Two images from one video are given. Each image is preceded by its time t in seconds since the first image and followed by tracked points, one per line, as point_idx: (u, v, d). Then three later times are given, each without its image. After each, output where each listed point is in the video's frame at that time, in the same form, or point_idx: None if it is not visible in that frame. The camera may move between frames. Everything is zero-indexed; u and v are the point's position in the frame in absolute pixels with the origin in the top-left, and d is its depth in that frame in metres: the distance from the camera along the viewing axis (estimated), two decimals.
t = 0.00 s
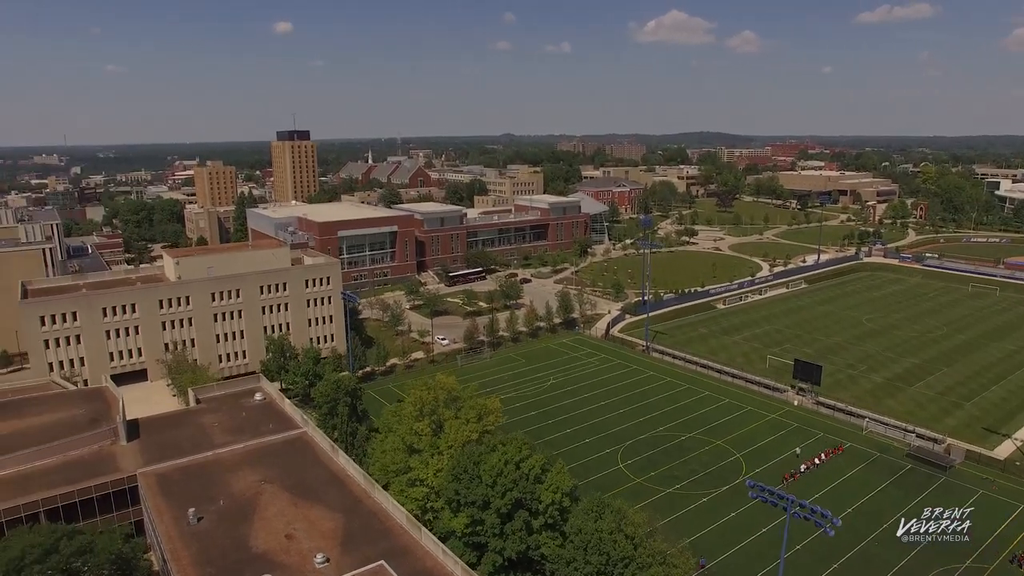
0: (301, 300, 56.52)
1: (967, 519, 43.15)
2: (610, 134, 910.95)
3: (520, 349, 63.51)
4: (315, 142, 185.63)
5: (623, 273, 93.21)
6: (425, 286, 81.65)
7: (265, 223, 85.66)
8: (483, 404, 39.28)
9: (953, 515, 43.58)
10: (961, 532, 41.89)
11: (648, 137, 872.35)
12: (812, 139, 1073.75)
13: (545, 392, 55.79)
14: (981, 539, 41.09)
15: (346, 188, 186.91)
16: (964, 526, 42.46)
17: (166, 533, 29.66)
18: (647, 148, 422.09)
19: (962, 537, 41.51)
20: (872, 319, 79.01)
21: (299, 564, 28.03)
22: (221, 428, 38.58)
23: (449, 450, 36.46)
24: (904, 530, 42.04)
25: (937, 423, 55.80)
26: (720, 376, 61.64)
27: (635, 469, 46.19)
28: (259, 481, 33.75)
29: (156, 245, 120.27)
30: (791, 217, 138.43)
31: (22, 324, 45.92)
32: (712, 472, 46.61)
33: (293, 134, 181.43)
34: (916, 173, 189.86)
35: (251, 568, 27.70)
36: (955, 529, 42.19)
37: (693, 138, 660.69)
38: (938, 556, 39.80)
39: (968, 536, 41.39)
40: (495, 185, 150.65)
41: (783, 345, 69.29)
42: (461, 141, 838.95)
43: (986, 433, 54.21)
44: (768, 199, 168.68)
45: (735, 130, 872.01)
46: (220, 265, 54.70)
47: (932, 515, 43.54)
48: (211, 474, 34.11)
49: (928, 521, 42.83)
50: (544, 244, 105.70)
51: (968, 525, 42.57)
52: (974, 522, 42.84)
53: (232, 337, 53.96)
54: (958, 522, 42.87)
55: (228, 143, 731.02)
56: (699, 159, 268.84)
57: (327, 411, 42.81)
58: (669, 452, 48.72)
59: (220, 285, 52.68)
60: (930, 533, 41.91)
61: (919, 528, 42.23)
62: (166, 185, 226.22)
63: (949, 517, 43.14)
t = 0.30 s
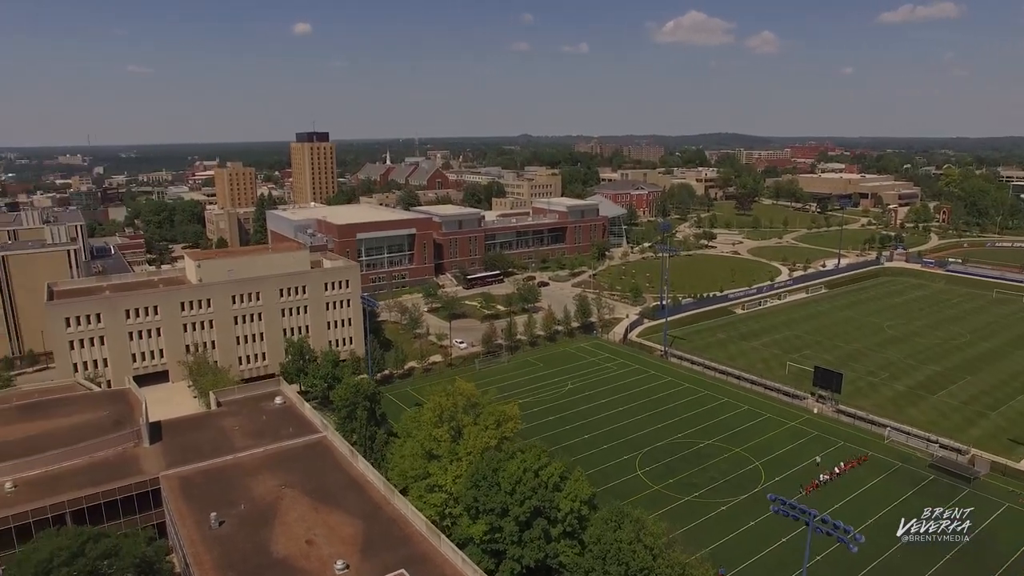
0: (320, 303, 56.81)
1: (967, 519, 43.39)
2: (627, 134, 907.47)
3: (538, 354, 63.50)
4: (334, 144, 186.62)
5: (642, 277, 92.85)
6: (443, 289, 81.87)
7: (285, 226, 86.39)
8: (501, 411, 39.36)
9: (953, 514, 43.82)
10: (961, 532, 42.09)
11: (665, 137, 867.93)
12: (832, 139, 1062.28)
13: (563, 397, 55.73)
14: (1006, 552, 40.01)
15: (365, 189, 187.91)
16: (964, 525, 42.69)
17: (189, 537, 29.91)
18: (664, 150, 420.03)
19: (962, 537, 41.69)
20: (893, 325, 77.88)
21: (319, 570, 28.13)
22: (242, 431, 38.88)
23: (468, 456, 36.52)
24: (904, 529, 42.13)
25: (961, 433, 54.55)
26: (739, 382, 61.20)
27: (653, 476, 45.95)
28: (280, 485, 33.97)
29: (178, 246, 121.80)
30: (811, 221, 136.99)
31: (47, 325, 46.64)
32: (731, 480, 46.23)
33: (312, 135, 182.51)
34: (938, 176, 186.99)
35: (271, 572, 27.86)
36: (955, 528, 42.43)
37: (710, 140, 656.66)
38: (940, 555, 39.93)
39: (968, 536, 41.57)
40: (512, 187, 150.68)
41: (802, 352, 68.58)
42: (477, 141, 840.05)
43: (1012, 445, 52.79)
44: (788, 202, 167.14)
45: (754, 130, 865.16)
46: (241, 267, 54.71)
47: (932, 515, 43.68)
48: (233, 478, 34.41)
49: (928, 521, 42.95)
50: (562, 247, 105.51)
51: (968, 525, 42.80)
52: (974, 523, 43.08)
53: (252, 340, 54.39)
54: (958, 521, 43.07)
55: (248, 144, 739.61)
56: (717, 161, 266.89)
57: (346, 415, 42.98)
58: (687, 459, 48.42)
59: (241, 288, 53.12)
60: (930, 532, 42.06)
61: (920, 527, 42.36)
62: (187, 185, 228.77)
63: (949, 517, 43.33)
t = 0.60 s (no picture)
0: (339, 306, 57.07)
1: (967, 519, 43.13)
2: (644, 136, 903.66)
3: (556, 358, 63.46)
4: (352, 145, 187.57)
5: (660, 281, 92.37)
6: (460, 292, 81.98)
7: (305, 228, 87.09)
8: (520, 417, 39.41)
9: (952, 514, 43.55)
10: (961, 532, 41.82)
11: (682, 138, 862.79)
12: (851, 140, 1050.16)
13: (580, 402, 55.60)
14: None
15: (382, 192, 188.75)
16: (963, 525, 42.46)
17: (210, 541, 30.15)
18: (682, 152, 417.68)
19: (962, 537, 41.44)
20: (915, 332, 76.57)
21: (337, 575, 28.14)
22: (262, 435, 39.15)
23: (487, 463, 36.48)
24: (904, 529, 41.69)
25: (985, 443, 53.07)
26: (758, 389, 60.71)
27: (671, 484, 45.65)
28: (300, 490, 34.17)
29: (198, 247, 122.99)
30: (831, 224, 135.44)
31: (72, 327, 47.32)
32: (749, 488, 45.78)
33: (331, 137, 183.57)
34: (961, 179, 184.04)
35: None
36: (954, 528, 42.16)
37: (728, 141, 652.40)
38: (940, 555, 39.65)
39: (968, 537, 41.30)
40: (530, 189, 150.56)
41: (822, 359, 67.80)
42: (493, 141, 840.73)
43: None
44: (807, 205, 165.43)
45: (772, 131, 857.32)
46: (261, 270, 55.08)
47: (932, 515, 43.41)
48: (254, 482, 34.65)
49: (928, 521, 42.65)
50: (580, 250, 105.22)
51: (968, 525, 42.54)
52: (973, 523, 42.83)
53: (271, 342, 54.76)
54: (958, 522, 42.83)
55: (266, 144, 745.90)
56: (735, 163, 264.95)
57: (365, 419, 43.08)
58: (705, 466, 48.06)
59: (261, 291, 53.58)
60: (930, 532, 41.74)
61: (920, 528, 42.03)
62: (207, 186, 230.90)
63: (948, 517, 43.05)
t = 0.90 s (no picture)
0: (357, 310, 57.31)
1: (967, 520, 43.42)
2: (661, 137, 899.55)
3: (573, 363, 63.42)
4: (370, 147, 188.43)
5: (678, 285, 91.94)
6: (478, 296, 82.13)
7: (324, 230, 87.66)
8: (539, 424, 39.41)
9: (953, 515, 43.81)
10: (961, 532, 42.10)
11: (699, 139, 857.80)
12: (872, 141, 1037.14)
13: (598, 407, 55.46)
14: None
15: (400, 194, 189.58)
16: (964, 525, 42.77)
17: (231, 544, 30.42)
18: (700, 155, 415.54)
19: (962, 537, 41.70)
20: (938, 339, 75.41)
21: None
22: (282, 439, 39.42)
23: (505, 469, 36.48)
24: (904, 530, 42.06)
25: (1010, 454, 51.93)
26: (777, 396, 60.11)
27: (689, 492, 45.33)
28: (319, 495, 34.35)
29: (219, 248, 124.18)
30: (851, 228, 134.01)
31: (96, 328, 48.01)
32: (768, 497, 45.29)
33: (350, 139, 184.47)
34: (986, 183, 181.15)
35: None
36: (955, 528, 42.43)
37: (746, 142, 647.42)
38: (940, 554, 39.94)
39: (968, 536, 41.58)
40: (548, 192, 150.45)
41: (842, 366, 67.07)
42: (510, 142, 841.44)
43: None
44: (827, 208, 163.79)
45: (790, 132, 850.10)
46: (280, 273, 55.54)
47: (932, 515, 43.69)
48: (274, 486, 34.87)
49: (928, 521, 42.94)
50: (598, 253, 104.92)
51: (968, 525, 42.85)
52: (974, 522, 43.15)
53: (291, 345, 55.14)
54: (958, 521, 43.11)
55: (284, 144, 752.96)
56: (753, 165, 263.03)
57: (383, 423, 43.18)
58: (723, 474, 47.68)
59: (281, 294, 53.96)
60: (931, 532, 41.96)
61: (920, 528, 42.30)
62: (227, 187, 233.25)
63: (949, 518, 43.34)
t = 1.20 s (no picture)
0: (376, 313, 57.56)
1: (967, 520, 43.87)
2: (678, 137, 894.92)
3: (591, 367, 63.33)
4: (388, 148, 189.16)
5: (696, 289, 91.44)
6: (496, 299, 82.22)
7: (344, 233, 88.21)
8: (558, 431, 39.43)
9: (952, 514, 44.26)
10: (960, 532, 42.63)
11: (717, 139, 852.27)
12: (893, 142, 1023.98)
13: (616, 413, 55.33)
14: None
15: (418, 195, 190.20)
16: (963, 525, 43.22)
17: (253, 548, 30.66)
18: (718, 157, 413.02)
19: (962, 537, 42.20)
20: (962, 345, 74.20)
21: None
22: (303, 442, 39.71)
23: (524, 476, 36.48)
24: (903, 529, 42.59)
25: None
26: (797, 403, 59.59)
27: (708, 499, 45.07)
28: (339, 499, 34.55)
29: (239, 249, 125.32)
30: (873, 232, 132.41)
31: (120, 330, 48.67)
32: (787, 506, 44.84)
33: (369, 140, 185.21)
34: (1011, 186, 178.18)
35: None
36: (954, 528, 42.88)
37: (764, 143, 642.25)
38: (940, 554, 40.41)
39: (968, 537, 42.06)
40: (566, 195, 150.36)
41: (863, 372, 66.26)
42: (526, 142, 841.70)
43: None
44: (848, 211, 162.03)
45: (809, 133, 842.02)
46: (300, 276, 55.94)
47: (932, 515, 44.14)
48: (295, 490, 35.14)
49: (928, 521, 43.36)
50: (616, 256, 104.55)
51: (968, 525, 43.30)
52: (974, 522, 43.61)
53: (311, 347, 55.52)
54: (958, 521, 43.55)
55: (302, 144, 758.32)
56: (772, 167, 260.81)
57: (402, 427, 43.31)
58: (742, 482, 47.30)
59: (301, 296, 54.35)
60: (931, 532, 42.48)
61: (920, 527, 42.77)
62: (247, 188, 235.11)
63: (949, 518, 43.79)
